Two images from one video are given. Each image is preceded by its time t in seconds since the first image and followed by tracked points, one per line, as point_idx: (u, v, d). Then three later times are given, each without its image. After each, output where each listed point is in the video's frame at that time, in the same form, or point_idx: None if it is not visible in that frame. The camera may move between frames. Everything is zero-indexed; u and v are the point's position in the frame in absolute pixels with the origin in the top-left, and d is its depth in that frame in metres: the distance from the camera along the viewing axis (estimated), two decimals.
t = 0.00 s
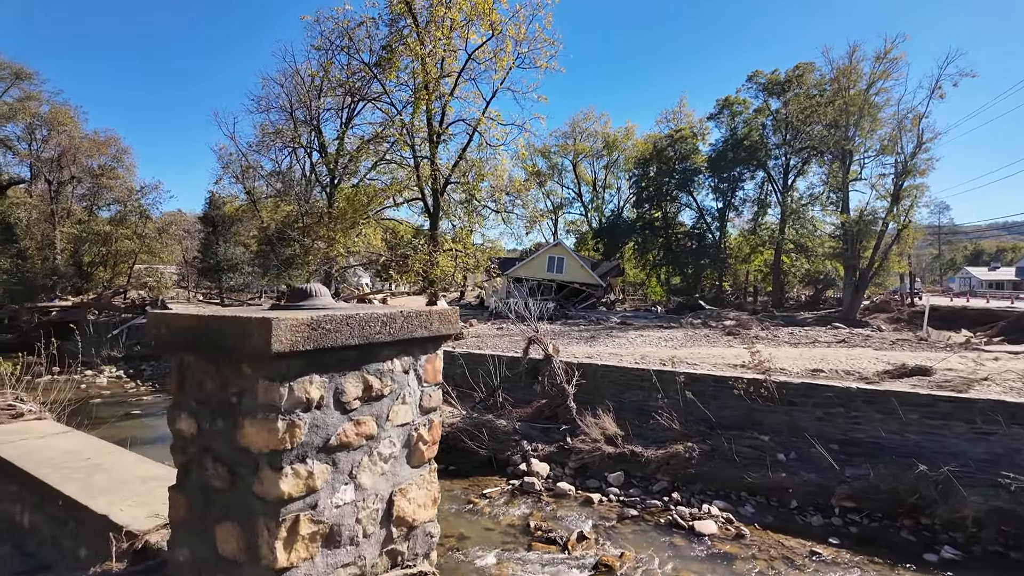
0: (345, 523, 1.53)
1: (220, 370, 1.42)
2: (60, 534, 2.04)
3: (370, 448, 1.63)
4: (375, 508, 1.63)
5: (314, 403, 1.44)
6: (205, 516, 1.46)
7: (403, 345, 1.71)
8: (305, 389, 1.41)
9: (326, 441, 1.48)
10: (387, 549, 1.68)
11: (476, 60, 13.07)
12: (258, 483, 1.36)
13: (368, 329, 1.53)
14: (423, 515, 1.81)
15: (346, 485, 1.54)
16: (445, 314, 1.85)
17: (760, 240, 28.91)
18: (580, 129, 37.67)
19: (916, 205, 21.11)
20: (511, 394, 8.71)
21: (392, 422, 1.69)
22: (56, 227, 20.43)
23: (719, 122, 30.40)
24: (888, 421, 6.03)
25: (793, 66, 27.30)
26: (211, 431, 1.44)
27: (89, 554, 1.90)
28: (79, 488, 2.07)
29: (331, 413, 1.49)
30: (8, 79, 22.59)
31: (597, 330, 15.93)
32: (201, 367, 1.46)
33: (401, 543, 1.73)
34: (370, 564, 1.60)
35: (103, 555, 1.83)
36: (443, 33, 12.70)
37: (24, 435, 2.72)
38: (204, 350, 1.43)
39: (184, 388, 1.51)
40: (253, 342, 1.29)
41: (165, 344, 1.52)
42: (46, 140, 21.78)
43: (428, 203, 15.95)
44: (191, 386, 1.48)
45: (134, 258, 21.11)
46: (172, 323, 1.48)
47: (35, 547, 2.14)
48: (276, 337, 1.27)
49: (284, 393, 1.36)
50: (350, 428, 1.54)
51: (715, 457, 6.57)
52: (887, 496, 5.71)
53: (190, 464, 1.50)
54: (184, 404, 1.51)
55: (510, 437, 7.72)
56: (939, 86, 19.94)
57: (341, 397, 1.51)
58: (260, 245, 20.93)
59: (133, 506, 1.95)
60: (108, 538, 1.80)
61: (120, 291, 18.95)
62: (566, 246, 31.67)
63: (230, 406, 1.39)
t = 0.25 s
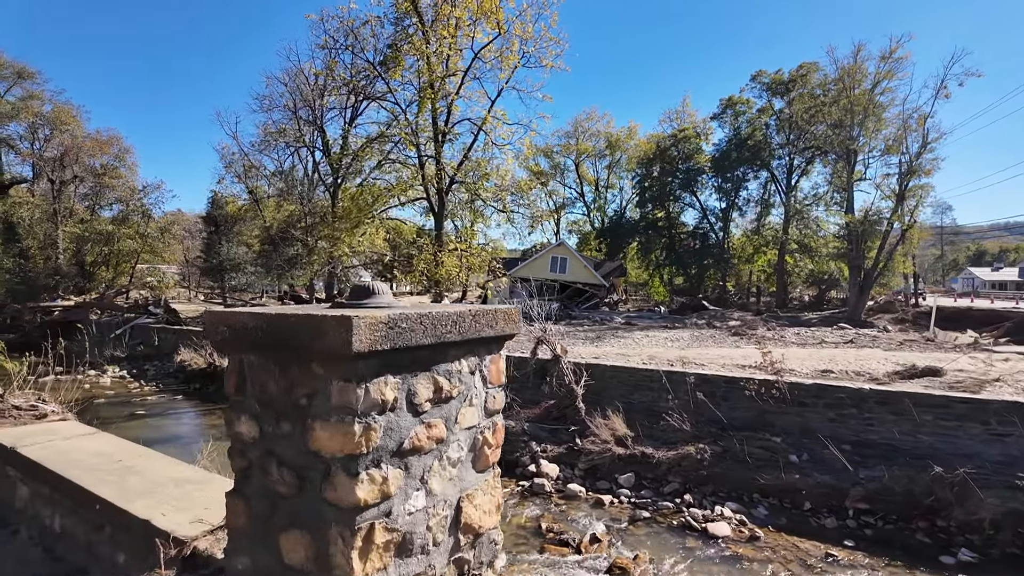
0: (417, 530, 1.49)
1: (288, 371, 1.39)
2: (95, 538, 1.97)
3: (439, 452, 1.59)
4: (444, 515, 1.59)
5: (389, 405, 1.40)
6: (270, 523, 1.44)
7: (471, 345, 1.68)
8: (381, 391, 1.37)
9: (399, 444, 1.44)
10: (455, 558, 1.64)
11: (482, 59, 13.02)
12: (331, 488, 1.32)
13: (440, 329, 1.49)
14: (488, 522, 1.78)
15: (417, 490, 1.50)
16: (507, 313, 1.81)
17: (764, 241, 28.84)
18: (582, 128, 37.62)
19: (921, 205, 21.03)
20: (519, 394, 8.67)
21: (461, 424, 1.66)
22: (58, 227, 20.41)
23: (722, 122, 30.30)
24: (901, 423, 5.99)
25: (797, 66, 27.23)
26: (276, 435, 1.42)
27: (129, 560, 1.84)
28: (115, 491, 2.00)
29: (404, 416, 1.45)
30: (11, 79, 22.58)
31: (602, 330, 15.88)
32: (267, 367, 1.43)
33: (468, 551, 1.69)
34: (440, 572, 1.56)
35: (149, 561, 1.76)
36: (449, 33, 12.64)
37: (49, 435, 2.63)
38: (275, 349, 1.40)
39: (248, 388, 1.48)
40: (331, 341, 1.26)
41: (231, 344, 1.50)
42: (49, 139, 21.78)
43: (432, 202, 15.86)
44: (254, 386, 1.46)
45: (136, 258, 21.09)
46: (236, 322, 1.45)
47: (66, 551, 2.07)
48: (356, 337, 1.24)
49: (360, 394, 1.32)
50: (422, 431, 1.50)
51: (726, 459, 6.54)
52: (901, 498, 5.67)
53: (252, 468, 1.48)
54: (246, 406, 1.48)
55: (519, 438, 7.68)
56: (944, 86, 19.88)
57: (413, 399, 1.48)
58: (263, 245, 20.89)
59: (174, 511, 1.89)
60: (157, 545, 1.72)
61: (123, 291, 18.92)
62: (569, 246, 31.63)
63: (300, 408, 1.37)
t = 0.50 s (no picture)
0: (485, 545, 1.44)
1: (350, 376, 1.34)
2: (125, 547, 1.92)
3: (505, 462, 1.54)
4: (510, 528, 1.54)
5: (459, 414, 1.34)
6: (328, 535, 1.39)
7: (535, 350, 1.62)
8: (452, 399, 1.31)
9: (469, 455, 1.38)
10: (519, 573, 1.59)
11: (487, 58, 12.96)
12: (397, 501, 1.27)
13: (510, 332, 1.44)
14: (550, 535, 1.74)
15: (486, 504, 1.45)
16: (570, 316, 1.75)
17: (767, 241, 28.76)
18: (585, 128, 37.56)
19: (926, 204, 20.95)
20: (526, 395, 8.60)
21: (525, 433, 1.60)
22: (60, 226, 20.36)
23: (726, 121, 30.20)
24: (915, 424, 5.93)
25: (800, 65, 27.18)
26: (335, 444, 1.37)
27: (162, 569, 1.80)
28: (148, 500, 1.93)
29: (473, 424, 1.39)
30: (13, 78, 22.56)
31: (607, 330, 15.81)
32: (326, 371, 1.39)
33: (532, 564, 1.65)
34: None
35: (188, 572, 1.71)
36: (454, 32, 12.58)
37: (72, 439, 2.57)
38: (337, 352, 1.35)
39: (304, 393, 1.44)
40: (403, 347, 1.21)
41: (288, 347, 1.45)
42: (52, 139, 21.76)
43: (437, 201, 15.77)
44: (312, 392, 1.41)
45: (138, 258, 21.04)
46: (295, 324, 1.41)
47: (94, 560, 2.03)
48: (432, 341, 1.19)
49: (432, 402, 1.26)
50: (490, 441, 1.44)
51: (738, 461, 6.48)
52: (916, 500, 5.60)
53: (309, 477, 1.43)
54: (302, 412, 1.44)
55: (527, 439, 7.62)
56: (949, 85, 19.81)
57: (481, 406, 1.42)
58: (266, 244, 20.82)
59: (213, 520, 1.82)
60: (198, 556, 1.66)
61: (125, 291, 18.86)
62: (572, 246, 31.60)
63: (363, 416, 1.32)
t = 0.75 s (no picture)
0: (558, 558, 1.40)
1: (416, 378, 1.30)
2: (154, 553, 1.88)
3: (575, 470, 1.51)
4: (580, 540, 1.51)
5: (534, 418, 1.30)
6: (388, 547, 1.34)
7: (601, 351, 1.60)
8: (527, 402, 1.28)
9: (543, 462, 1.35)
10: None
11: (492, 57, 12.89)
12: (471, 511, 1.23)
13: (581, 333, 1.42)
14: (615, 545, 1.71)
15: (558, 513, 1.41)
16: (634, 315, 1.71)
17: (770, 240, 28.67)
18: (587, 127, 37.50)
19: (930, 203, 20.88)
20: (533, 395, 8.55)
21: (594, 439, 1.57)
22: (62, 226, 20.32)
23: (728, 120, 30.10)
24: (928, 424, 5.90)
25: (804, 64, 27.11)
26: (397, 450, 1.33)
27: None
28: (175, 506, 1.89)
29: (547, 429, 1.35)
30: (14, 78, 22.51)
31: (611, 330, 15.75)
32: (387, 372, 1.34)
33: None
34: None
35: None
36: (459, 31, 12.50)
37: (92, 442, 2.53)
38: (401, 353, 1.31)
39: (360, 395, 1.39)
40: (482, 347, 1.18)
41: (343, 347, 1.40)
42: (54, 139, 21.71)
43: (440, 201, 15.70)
44: (370, 394, 1.36)
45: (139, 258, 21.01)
46: (354, 322, 1.36)
47: (120, 566, 1.99)
48: (512, 341, 1.17)
49: (509, 405, 1.23)
50: (563, 448, 1.41)
51: (749, 461, 6.43)
52: (930, 500, 5.55)
53: (364, 486, 1.38)
54: (359, 415, 1.38)
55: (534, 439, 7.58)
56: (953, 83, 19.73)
57: (554, 410, 1.39)
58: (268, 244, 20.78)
59: (247, 528, 1.78)
60: (237, 566, 1.62)
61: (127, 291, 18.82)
62: (575, 246, 31.58)
63: (430, 420, 1.29)
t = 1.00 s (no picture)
0: None
1: (482, 393, 1.28)
2: (180, 569, 1.84)
3: (651, 492, 1.45)
4: (656, 567, 1.46)
5: (614, 440, 1.24)
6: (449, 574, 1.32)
7: (677, 362, 1.51)
8: (609, 422, 1.22)
9: (623, 487, 1.29)
10: None
11: (497, 55, 12.81)
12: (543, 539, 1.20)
13: (661, 346, 1.35)
14: (686, 571, 1.64)
15: (637, 540, 1.36)
16: (706, 324, 1.63)
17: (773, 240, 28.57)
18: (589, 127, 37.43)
19: (934, 202, 20.80)
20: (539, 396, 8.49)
21: (670, 458, 1.51)
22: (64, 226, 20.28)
23: (731, 120, 29.99)
24: (940, 426, 5.84)
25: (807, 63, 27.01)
26: (460, 470, 1.31)
27: None
28: (203, 520, 1.85)
29: (627, 451, 1.30)
30: (16, 78, 22.47)
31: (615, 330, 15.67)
32: (450, 388, 1.32)
33: None
34: None
35: None
36: (463, 30, 12.43)
37: (109, 451, 2.48)
38: (466, 369, 1.29)
39: (417, 412, 1.38)
40: (560, 362, 1.14)
41: (403, 362, 1.39)
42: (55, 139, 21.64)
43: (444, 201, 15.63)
44: (431, 410, 1.35)
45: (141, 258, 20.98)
46: (417, 334, 1.35)
47: None
48: (600, 356, 1.12)
49: (592, 426, 1.18)
50: (641, 470, 1.36)
51: (760, 463, 6.37)
52: (945, 503, 5.50)
53: (423, 506, 1.37)
54: (417, 431, 1.37)
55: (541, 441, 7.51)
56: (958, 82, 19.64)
57: (633, 430, 1.33)
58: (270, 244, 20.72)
59: (280, 545, 1.73)
60: None
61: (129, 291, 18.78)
62: (577, 246, 31.56)
63: (500, 440, 1.25)
